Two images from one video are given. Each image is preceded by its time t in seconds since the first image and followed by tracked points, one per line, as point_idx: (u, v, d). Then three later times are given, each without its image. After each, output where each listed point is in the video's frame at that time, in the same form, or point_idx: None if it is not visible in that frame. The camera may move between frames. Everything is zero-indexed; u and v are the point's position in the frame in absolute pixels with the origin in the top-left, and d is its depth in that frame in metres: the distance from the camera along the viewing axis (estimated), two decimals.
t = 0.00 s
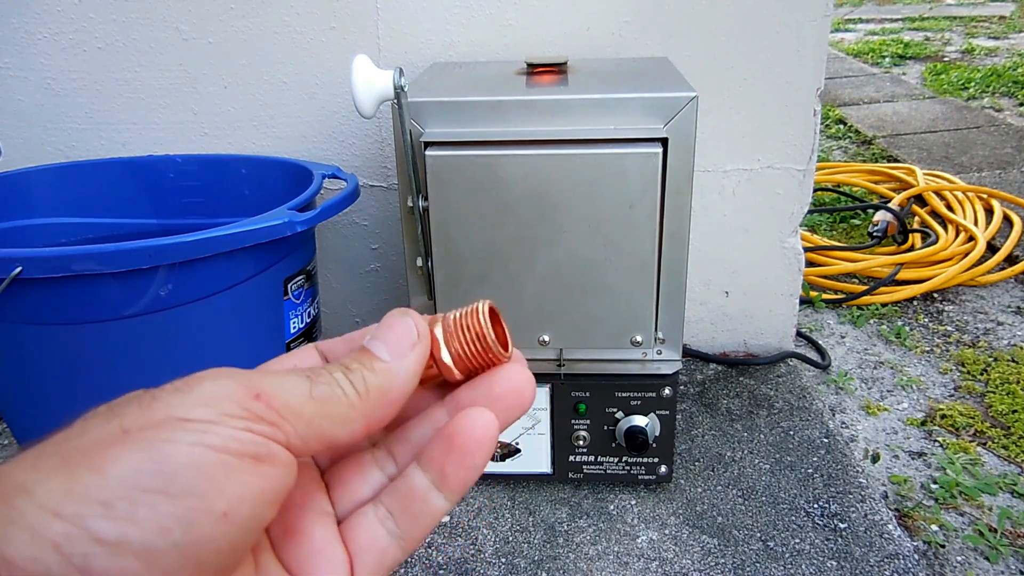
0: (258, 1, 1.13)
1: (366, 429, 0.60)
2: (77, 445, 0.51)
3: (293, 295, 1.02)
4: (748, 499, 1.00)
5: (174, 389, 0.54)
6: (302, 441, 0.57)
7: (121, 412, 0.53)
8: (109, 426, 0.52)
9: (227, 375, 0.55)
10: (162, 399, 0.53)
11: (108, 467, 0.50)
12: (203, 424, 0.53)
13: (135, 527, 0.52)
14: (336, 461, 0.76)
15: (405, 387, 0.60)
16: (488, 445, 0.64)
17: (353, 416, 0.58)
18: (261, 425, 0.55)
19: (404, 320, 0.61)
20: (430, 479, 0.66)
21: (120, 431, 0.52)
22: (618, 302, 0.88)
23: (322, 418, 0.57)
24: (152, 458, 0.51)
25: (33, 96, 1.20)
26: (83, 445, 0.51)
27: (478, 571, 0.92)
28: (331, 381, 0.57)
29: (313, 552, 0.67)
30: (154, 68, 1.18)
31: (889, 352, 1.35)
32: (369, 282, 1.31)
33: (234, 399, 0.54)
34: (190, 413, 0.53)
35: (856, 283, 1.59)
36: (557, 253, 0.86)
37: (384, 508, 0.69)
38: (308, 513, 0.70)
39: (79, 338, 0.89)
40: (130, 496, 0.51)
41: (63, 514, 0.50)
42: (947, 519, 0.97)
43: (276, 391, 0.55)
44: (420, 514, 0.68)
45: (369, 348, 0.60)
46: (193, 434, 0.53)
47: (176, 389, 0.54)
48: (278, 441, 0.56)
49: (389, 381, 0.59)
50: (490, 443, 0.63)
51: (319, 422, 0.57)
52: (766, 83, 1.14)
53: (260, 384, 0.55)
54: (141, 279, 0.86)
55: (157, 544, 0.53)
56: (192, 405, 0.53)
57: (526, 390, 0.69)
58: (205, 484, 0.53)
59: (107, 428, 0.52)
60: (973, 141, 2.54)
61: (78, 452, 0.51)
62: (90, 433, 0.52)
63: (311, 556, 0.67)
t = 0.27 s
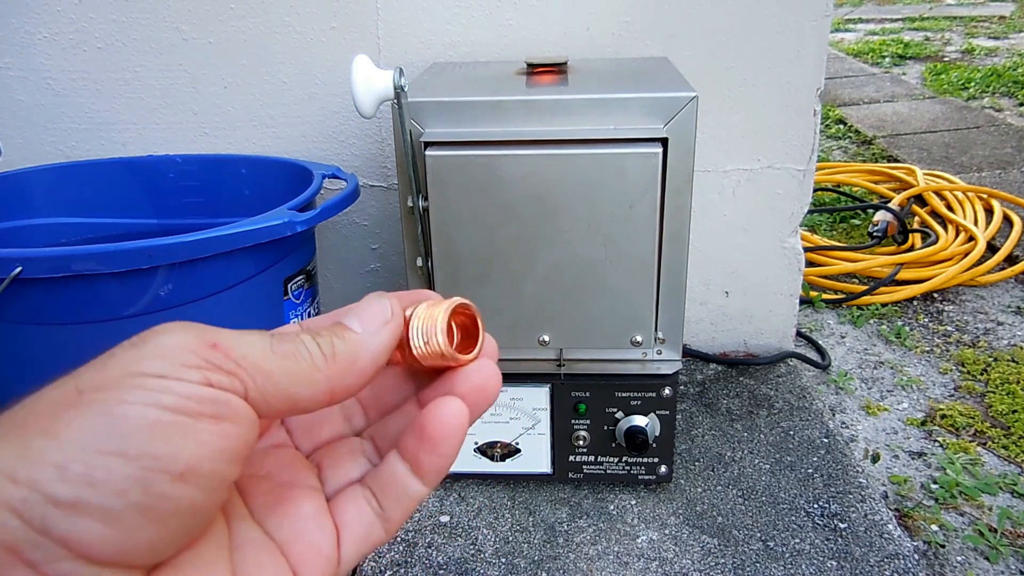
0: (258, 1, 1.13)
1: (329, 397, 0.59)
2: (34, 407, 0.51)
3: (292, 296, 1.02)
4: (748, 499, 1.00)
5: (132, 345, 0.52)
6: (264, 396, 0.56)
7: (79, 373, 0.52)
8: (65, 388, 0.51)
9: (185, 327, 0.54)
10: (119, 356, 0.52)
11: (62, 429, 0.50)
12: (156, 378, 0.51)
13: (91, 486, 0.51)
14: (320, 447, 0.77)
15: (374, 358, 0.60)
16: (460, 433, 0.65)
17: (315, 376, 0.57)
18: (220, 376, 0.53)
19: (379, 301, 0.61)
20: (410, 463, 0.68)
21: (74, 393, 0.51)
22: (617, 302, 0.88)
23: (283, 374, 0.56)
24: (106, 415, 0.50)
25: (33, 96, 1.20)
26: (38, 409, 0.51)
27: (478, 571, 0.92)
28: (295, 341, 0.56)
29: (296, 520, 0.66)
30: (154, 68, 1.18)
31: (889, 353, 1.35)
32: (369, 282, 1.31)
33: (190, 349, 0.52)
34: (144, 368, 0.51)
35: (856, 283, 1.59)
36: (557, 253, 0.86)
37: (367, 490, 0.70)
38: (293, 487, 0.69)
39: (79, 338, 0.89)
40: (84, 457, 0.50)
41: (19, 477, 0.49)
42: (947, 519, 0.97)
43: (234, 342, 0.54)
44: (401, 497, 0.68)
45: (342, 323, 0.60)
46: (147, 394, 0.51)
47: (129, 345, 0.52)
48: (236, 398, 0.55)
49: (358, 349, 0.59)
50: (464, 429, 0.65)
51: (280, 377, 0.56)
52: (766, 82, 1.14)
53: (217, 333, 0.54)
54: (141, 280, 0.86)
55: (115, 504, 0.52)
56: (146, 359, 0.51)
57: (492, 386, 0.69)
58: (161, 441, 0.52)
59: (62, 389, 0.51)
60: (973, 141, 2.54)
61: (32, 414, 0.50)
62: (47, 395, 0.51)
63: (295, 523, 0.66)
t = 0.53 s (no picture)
0: (258, 1, 1.13)
1: (324, 421, 0.58)
2: (35, 424, 0.51)
3: (292, 295, 1.02)
4: (748, 499, 1.00)
5: (131, 361, 0.52)
6: (261, 417, 0.55)
7: (79, 388, 0.52)
8: (64, 405, 0.51)
9: (184, 345, 0.53)
10: (119, 372, 0.51)
11: (63, 447, 0.50)
12: (156, 397, 0.51)
13: (92, 504, 0.51)
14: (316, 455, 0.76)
15: (371, 380, 0.59)
16: (452, 434, 0.64)
17: (313, 401, 0.56)
18: (219, 396, 0.53)
19: (381, 323, 0.60)
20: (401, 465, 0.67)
21: (75, 410, 0.50)
22: (617, 302, 0.88)
23: (280, 396, 0.55)
24: (107, 434, 0.50)
25: (33, 96, 1.20)
26: (38, 425, 0.50)
27: (478, 571, 0.92)
28: (293, 362, 0.56)
29: (286, 521, 0.66)
30: (154, 68, 1.18)
31: (889, 353, 1.35)
32: (369, 282, 1.31)
33: (189, 368, 0.52)
34: (143, 386, 0.51)
35: (856, 283, 1.59)
36: (557, 253, 0.86)
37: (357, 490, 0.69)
38: (285, 487, 0.69)
39: (80, 338, 0.89)
40: (84, 475, 0.50)
41: (21, 494, 0.49)
42: (947, 518, 0.97)
43: (233, 361, 0.54)
44: (391, 498, 0.68)
45: (341, 344, 0.59)
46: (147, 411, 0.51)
47: (128, 361, 0.52)
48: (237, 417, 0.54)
49: (356, 372, 0.58)
50: (456, 430, 0.64)
51: (276, 399, 0.55)
52: (766, 82, 1.14)
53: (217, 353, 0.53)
54: (141, 280, 0.86)
55: (115, 521, 0.52)
56: (146, 377, 0.51)
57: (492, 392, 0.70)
58: (161, 460, 0.51)
59: (62, 406, 0.51)
60: (973, 141, 2.54)
61: (33, 431, 0.50)
62: (47, 411, 0.51)
63: (286, 525, 0.65)
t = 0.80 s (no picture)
0: (258, 1, 1.13)
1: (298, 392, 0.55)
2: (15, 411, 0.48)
3: (292, 295, 1.02)
4: (748, 499, 1.00)
5: (104, 339, 0.50)
6: (238, 383, 0.53)
7: (57, 372, 0.50)
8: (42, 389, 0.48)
9: (158, 316, 0.51)
10: (94, 350, 0.49)
11: (45, 431, 0.47)
12: (135, 372, 0.48)
13: (81, 487, 0.47)
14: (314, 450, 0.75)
15: (349, 389, 0.57)
16: (449, 410, 0.62)
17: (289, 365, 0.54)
18: (194, 363, 0.50)
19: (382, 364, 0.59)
20: (396, 443, 0.64)
21: (53, 392, 0.48)
22: (617, 302, 0.88)
23: (256, 362, 0.53)
24: (88, 413, 0.47)
25: (33, 96, 1.20)
26: (18, 414, 0.48)
27: (478, 571, 0.92)
28: (274, 334, 0.54)
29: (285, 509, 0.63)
30: (154, 68, 1.18)
31: (889, 352, 1.35)
32: (369, 282, 1.31)
33: (164, 338, 0.49)
34: (121, 361, 0.48)
35: (856, 283, 1.59)
36: (557, 253, 0.86)
37: (352, 471, 0.66)
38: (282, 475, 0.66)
39: (80, 338, 0.89)
40: (70, 458, 0.47)
41: (7, 483, 0.46)
42: (947, 518, 0.97)
43: (209, 329, 0.51)
44: (389, 476, 0.65)
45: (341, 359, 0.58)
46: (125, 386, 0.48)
47: (104, 338, 0.49)
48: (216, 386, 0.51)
49: (339, 366, 0.57)
50: (451, 406, 0.62)
51: (252, 365, 0.53)
52: (766, 82, 1.14)
53: (188, 320, 0.51)
54: (141, 280, 0.86)
55: (106, 505, 0.48)
56: (122, 351, 0.48)
57: (485, 395, 0.67)
58: (148, 439, 0.48)
59: (41, 390, 0.48)
60: (973, 141, 2.54)
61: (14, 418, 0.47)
62: (28, 397, 0.48)
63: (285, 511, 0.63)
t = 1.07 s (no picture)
0: (258, 1, 1.13)
1: (324, 436, 0.53)
2: (50, 422, 0.46)
3: (293, 295, 1.02)
4: (748, 499, 1.00)
5: (143, 363, 0.48)
6: (269, 425, 0.51)
7: (92, 387, 0.48)
8: (80, 403, 0.46)
9: (198, 347, 0.49)
10: (132, 373, 0.47)
11: (82, 444, 0.45)
12: (174, 403, 0.46)
13: (118, 507, 0.46)
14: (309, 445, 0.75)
15: (376, 428, 0.56)
16: (455, 411, 0.64)
17: (320, 413, 0.51)
18: (227, 402, 0.48)
19: (415, 379, 0.58)
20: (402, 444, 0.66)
21: (93, 409, 0.46)
22: (617, 302, 0.88)
23: (290, 405, 0.50)
24: (126, 434, 0.45)
25: (33, 96, 1.20)
26: (55, 421, 0.46)
27: (478, 571, 0.92)
28: (309, 371, 0.51)
29: (292, 510, 0.64)
30: (154, 67, 1.18)
31: (889, 353, 1.35)
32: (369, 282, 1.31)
33: (202, 372, 0.48)
34: (159, 387, 0.47)
35: (856, 283, 1.59)
36: (557, 253, 0.86)
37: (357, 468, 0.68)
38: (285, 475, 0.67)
39: (81, 337, 0.89)
40: (108, 477, 0.45)
41: (44, 495, 0.44)
42: (947, 518, 0.97)
43: (246, 365, 0.49)
44: (393, 474, 0.67)
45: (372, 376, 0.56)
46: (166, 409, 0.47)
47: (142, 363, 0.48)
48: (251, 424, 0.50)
49: (373, 407, 0.54)
50: (458, 410, 0.64)
51: (285, 408, 0.50)
52: (766, 82, 1.14)
53: (229, 355, 0.49)
54: (141, 280, 0.86)
55: (141, 525, 0.47)
56: (161, 379, 0.47)
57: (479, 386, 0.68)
58: (185, 465, 0.47)
59: (78, 404, 0.46)
60: (973, 141, 2.54)
61: (52, 428, 0.45)
62: (62, 409, 0.46)
63: (292, 512, 0.64)
